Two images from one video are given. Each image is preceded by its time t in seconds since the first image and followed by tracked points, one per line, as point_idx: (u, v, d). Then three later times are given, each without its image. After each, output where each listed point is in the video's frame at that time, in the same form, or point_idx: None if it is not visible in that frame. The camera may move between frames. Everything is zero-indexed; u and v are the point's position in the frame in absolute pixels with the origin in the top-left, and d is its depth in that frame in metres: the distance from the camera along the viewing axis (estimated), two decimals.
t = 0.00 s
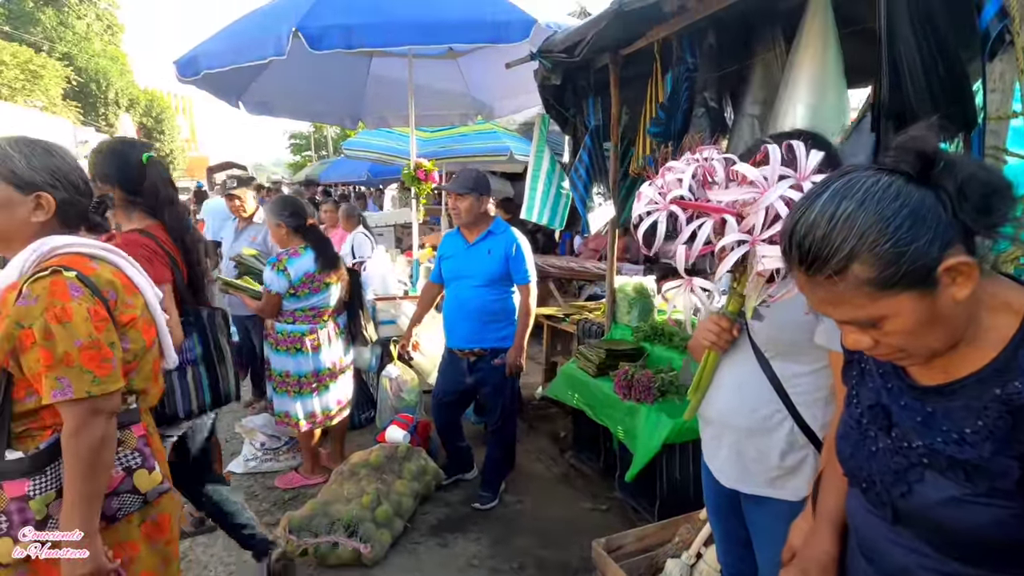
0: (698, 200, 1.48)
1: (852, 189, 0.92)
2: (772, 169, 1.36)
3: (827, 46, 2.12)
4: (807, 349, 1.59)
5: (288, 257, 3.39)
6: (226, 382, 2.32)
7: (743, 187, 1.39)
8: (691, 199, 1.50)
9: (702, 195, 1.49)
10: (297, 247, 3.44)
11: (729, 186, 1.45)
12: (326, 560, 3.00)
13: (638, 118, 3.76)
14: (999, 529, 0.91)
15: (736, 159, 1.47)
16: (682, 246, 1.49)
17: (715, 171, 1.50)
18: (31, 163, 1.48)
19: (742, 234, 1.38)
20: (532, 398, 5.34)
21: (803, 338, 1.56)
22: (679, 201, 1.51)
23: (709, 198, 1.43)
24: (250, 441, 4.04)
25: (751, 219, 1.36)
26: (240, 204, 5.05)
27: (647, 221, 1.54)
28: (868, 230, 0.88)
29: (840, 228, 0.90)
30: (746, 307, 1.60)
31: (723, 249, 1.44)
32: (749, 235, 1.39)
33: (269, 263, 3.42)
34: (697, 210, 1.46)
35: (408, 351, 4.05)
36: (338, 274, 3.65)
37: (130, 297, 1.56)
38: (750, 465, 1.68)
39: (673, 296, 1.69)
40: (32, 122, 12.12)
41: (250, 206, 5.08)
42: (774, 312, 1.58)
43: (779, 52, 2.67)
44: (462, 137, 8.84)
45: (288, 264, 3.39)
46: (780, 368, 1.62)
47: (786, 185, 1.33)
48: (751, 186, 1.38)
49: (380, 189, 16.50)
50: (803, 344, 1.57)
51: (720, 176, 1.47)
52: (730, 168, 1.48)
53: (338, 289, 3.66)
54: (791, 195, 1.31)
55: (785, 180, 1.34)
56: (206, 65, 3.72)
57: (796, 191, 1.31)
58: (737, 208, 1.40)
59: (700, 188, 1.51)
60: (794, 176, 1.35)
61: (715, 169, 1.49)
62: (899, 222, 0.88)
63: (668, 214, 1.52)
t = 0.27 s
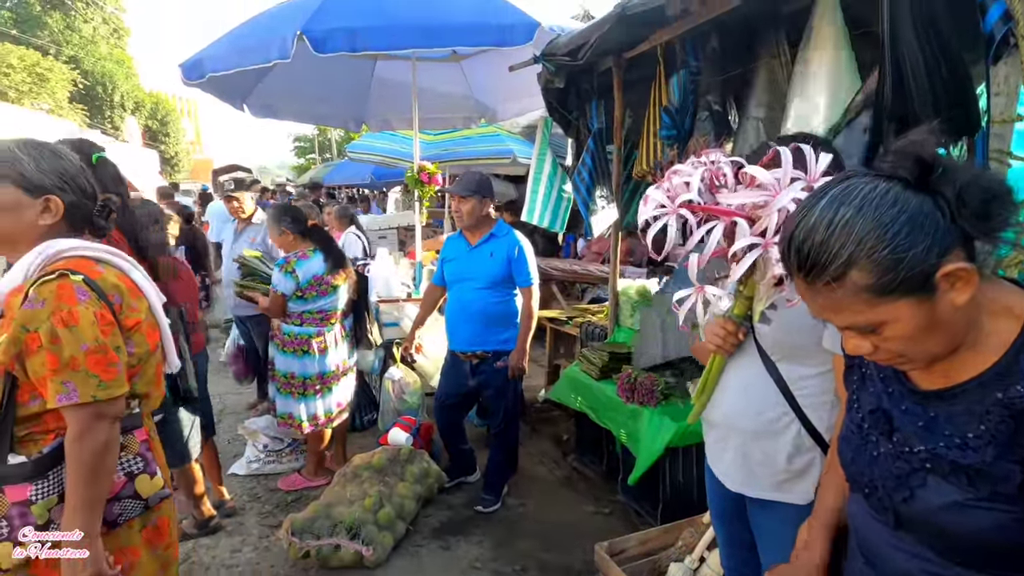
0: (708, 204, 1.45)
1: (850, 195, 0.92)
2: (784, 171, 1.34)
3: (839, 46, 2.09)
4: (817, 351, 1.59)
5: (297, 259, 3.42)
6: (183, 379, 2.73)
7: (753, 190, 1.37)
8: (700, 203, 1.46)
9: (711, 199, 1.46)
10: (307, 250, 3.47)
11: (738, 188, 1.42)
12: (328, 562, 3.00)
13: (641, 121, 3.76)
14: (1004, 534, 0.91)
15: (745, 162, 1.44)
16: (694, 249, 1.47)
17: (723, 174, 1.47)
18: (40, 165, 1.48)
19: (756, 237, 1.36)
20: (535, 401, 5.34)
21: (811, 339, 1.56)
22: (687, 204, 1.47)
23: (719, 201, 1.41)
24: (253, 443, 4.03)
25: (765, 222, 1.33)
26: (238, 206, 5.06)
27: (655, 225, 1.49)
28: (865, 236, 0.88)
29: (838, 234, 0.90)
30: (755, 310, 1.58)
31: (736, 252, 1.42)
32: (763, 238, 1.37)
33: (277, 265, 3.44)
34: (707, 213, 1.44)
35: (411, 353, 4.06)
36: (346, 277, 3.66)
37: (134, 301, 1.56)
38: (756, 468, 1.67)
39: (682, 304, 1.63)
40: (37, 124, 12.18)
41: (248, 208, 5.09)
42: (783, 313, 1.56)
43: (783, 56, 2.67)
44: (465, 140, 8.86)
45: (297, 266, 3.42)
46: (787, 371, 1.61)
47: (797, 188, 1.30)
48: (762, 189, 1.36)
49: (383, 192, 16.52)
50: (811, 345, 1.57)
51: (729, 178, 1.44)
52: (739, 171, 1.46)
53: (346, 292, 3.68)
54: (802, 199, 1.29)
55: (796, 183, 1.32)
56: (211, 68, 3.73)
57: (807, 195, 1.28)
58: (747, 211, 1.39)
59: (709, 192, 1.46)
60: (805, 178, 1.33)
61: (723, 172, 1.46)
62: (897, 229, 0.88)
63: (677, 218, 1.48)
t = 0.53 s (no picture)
0: (718, 207, 1.43)
1: (847, 201, 0.92)
2: (796, 174, 1.31)
3: (835, 49, 2.11)
4: (822, 355, 1.58)
5: (289, 265, 3.43)
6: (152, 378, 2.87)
7: (762, 193, 1.35)
8: (711, 205, 1.45)
9: (721, 202, 1.45)
10: (297, 254, 3.49)
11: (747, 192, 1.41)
12: (329, 565, 3.00)
13: (641, 124, 3.77)
14: (996, 536, 0.91)
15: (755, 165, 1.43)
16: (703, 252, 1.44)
17: (732, 176, 1.47)
18: (61, 169, 1.51)
19: (764, 241, 1.34)
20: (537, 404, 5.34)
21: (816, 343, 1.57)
22: (698, 206, 1.45)
23: (728, 204, 1.39)
24: (254, 446, 4.04)
25: (773, 226, 1.32)
26: (237, 212, 5.07)
27: (665, 226, 1.48)
28: (863, 242, 0.89)
29: (835, 240, 0.90)
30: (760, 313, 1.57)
31: (744, 256, 1.39)
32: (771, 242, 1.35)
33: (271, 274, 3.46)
34: (715, 216, 1.41)
35: (412, 356, 4.07)
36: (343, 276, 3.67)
37: (140, 306, 1.57)
38: (760, 473, 1.67)
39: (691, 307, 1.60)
40: (40, 128, 12.22)
41: (247, 213, 5.10)
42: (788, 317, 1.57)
43: (784, 59, 2.67)
44: (467, 143, 8.87)
45: (289, 272, 3.43)
46: (792, 376, 1.61)
47: (807, 192, 1.29)
48: (770, 192, 1.34)
49: (386, 195, 16.54)
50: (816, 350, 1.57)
51: (739, 181, 1.43)
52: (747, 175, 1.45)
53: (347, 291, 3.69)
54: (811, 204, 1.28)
55: (806, 188, 1.31)
56: (213, 72, 3.75)
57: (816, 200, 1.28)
58: (756, 215, 1.36)
59: (718, 193, 1.46)
60: (814, 183, 1.32)
61: (732, 175, 1.46)
62: (894, 234, 0.88)
63: (687, 220, 1.46)
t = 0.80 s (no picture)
0: (709, 214, 1.44)
1: (836, 205, 0.93)
2: (789, 179, 1.34)
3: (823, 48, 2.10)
4: (816, 358, 1.59)
5: (280, 270, 3.48)
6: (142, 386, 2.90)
7: (755, 198, 1.37)
8: (702, 212, 1.46)
9: (712, 209, 1.46)
10: (288, 259, 3.54)
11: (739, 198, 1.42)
12: (327, 568, 3.00)
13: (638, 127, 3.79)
14: (978, 535, 0.93)
15: (745, 171, 1.45)
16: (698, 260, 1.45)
17: (722, 183, 1.48)
18: (63, 174, 1.54)
19: (759, 246, 1.35)
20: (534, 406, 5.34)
21: (811, 346, 1.58)
22: (689, 214, 1.46)
23: (720, 211, 1.40)
24: (252, 449, 4.03)
25: (767, 231, 1.33)
26: (233, 216, 5.05)
27: (658, 237, 1.49)
28: (852, 245, 0.90)
29: (824, 243, 0.91)
30: (755, 317, 1.58)
31: (741, 262, 1.40)
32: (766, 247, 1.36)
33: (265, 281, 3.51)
34: (709, 223, 1.42)
35: (410, 359, 4.08)
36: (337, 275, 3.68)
37: (140, 310, 1.58)
38: (755, 477, 1.68)
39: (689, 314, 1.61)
40: (35, 131, 12.16)
41: (243, 217, 5.09)
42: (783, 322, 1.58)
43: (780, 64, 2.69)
44: (465, 146, 8.88)
45: (281, 276, 3.47)
46: (787, 379, 1.62)
47: (800, 196, 1.31)
48: (764, 198, 1.36)
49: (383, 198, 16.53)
50: (811, 353, 1.58)
51: (730, 188, 1.45)
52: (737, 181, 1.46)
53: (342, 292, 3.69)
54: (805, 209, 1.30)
55: (799, 193, 1.32)
56: (211, 75, 3.75)
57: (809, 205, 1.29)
58: (750, 220, 1.37)
59: (709, 200, 1.47)
60: (806, 187, 1.34)
61: (722, 181, 1.47)
62: (882, 238, 0.89)
63: (678, 228, 1.47)
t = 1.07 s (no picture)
0: (701, 219, 1.44)
1: (816, 209, 0.94)
2: (777, 185, 1.33)
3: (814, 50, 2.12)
4: (805, 362, 1.59)
5: (278, 267, 3.43)
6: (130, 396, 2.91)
7: (743, 205, 1.37)
8: (695, 218, 1.46)
9: (705, 215, 1.46)
10: (287, 257, 3.49)
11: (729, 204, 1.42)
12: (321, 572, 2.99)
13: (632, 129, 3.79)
14: (956, 532, 0.96)
15: (737, 176, 1.44)
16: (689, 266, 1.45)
17: (714, 188, 1.48)
18: (60, 177, 1.54)
19: (746, 252, 1.35)
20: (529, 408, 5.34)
21: (800, 349, 1.57)
22: (681, 220, 1.47)
23: (711, 217, 1.40)
24: (246, 452, 4.02)
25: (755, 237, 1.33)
26: (225, 218, 5.01)
27: (650, 242, 1.50)
28: (831, 248, 0.91)
29: (805, 246, 0.92)
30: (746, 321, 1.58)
31: (730, 268, 1.41)
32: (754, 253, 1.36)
33: (261, 277, 3.46)
34: (699, 229, 1.43)
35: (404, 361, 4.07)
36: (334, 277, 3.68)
37: (135, 312, 1.57)
38: (747, 478, 1.69)
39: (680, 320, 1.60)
40: (28, 133, 12.09)
41: (236, 219, 5.06)
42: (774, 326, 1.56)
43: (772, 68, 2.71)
44: (460, 148, 8.86)
45: (279, 273, 3.43)
46: (778, 382, 1.61)
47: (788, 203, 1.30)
48: (754, 205, 1.35)
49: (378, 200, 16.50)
50: (800, 357, 1.58)
51: (721, 193, 1.44)
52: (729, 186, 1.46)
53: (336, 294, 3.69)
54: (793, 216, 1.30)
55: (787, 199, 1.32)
56: (204, 78, 3.74)
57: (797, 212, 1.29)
58: (740, 226, 1.37)
59: (701, 205, 1.47)
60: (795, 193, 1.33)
61: (714, 186, 1.47)
62: (860, 241, 0.90)
63: (671, 234, 1.48)
